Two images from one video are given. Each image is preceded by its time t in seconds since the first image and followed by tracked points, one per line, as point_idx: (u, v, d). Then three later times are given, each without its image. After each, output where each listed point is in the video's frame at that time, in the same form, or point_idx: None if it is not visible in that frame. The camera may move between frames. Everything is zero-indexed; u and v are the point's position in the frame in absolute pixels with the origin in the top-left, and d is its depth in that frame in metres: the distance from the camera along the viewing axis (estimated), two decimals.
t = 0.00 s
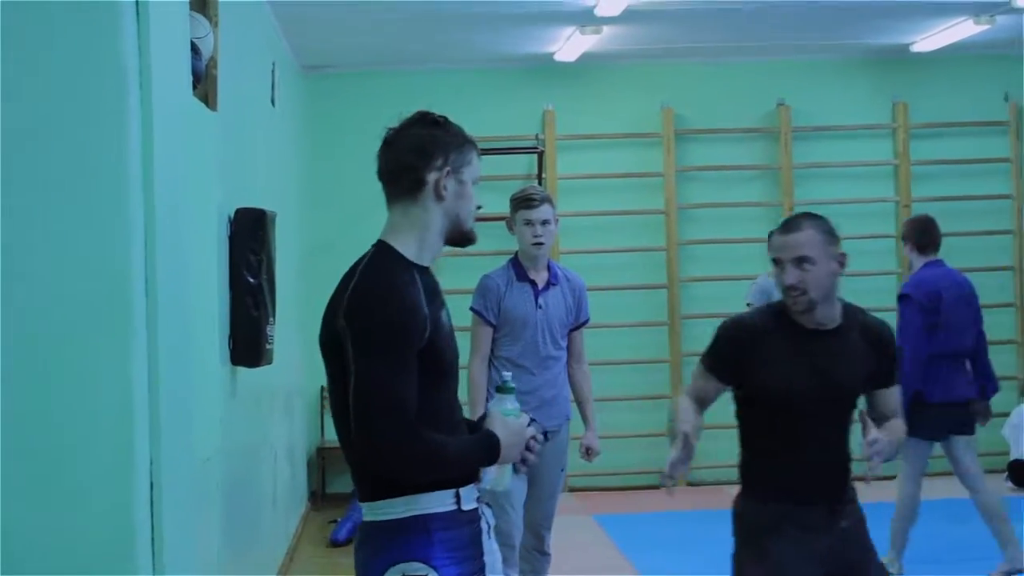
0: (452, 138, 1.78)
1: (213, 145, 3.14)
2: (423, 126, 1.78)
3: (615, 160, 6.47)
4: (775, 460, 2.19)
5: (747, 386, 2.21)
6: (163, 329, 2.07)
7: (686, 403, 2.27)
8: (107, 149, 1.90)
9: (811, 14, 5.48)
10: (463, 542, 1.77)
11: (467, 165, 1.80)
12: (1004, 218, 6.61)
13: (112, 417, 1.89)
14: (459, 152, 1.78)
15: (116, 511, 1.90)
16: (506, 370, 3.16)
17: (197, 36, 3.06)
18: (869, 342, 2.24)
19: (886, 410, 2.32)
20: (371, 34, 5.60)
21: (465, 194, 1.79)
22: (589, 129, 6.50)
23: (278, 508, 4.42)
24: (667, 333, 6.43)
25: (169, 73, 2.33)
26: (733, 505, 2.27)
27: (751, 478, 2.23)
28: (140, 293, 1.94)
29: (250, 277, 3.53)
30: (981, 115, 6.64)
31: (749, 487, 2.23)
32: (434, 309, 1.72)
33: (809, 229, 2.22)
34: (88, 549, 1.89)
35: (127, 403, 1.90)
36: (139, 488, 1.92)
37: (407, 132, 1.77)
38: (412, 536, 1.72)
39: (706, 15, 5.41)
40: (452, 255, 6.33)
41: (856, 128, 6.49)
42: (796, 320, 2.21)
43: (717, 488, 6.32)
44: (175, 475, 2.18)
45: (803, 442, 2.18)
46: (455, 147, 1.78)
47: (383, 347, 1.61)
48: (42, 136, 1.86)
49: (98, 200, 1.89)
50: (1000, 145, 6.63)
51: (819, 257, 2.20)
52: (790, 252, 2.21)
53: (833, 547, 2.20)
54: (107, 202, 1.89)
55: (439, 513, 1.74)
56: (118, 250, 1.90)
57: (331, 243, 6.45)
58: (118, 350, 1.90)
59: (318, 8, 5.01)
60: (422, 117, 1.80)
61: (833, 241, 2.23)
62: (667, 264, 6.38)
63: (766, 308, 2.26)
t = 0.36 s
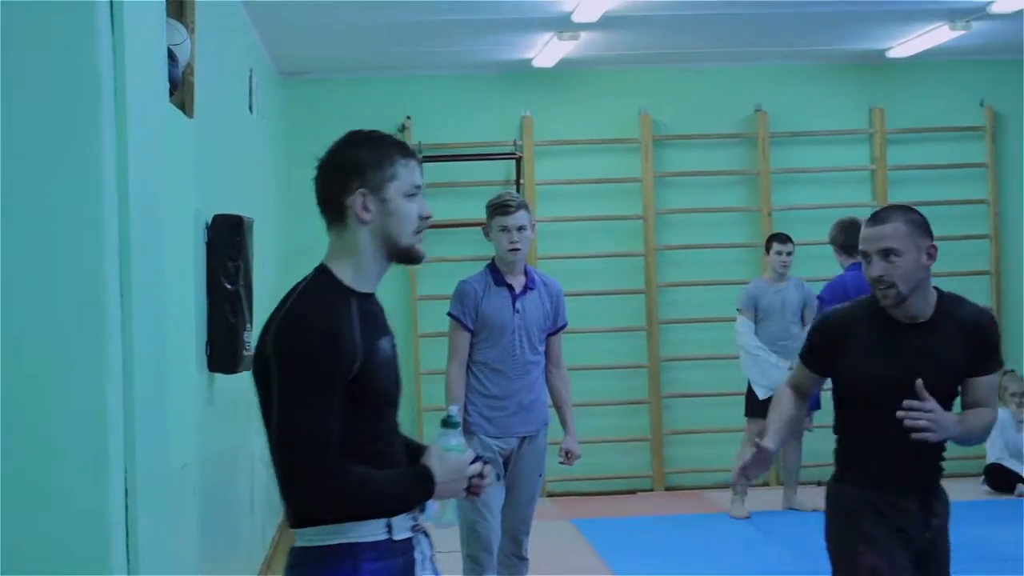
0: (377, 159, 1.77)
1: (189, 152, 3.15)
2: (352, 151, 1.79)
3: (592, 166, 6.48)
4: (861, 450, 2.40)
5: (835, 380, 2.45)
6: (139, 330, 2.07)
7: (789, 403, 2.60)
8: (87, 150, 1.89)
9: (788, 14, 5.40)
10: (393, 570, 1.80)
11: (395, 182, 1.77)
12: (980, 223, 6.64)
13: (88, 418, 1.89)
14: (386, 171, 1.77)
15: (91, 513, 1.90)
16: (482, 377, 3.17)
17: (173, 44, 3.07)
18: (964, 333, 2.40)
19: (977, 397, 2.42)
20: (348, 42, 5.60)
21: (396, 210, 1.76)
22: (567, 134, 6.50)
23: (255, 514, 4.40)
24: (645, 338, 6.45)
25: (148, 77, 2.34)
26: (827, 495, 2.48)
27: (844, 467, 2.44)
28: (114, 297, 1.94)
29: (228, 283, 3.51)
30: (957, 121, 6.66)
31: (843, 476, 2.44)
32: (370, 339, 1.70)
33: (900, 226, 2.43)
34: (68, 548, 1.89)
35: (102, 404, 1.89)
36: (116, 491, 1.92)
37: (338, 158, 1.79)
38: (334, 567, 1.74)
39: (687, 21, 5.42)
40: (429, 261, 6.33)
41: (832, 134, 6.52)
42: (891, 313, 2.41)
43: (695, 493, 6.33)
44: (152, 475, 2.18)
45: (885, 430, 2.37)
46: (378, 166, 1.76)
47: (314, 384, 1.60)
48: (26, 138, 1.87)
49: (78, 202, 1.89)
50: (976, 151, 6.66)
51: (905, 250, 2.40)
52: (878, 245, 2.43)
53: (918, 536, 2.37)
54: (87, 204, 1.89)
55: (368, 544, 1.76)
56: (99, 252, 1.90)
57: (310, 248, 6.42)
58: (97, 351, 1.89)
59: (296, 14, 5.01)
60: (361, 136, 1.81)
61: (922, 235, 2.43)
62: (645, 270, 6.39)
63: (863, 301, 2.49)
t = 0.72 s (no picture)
0: (309, 164, 1.66)
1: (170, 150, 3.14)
2: (282, 156, 1.67)
3: (574, 164, 6.48)
4: (947, 443, 2.38)
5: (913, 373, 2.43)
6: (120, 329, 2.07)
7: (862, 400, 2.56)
8: (69, 148, 1.91)
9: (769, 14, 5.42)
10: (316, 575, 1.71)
11: (326, 191, 1.65)
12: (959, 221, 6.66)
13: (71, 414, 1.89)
14: (317, 179, 1.65)
15: (71, 510, 1.89)
16: (464, 375, 3.17)
17: (154, 41, 3.05)
18: None
19: None
20: (330, 40, 5.60)
21: (325, 222, 1.65)
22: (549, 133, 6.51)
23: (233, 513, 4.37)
24: (626, 336, 6.45)
25: (128, 76, 2.33)
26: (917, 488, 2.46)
27: (934, 460, 2.42)
28: (94, 295, 1.94)
29: (208, 281, 3.51)
30: (937, 121, 6.69)
31: (930, 468, 2.43)
32: (290, 345, 1.60)
33: (955, 211, 2.43)
34: (49, 546, 1.88)
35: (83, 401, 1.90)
36: (96, 488, 1.91)
37: (273, 159, 1.68)
38: (252, 569, 1.66)
39: (669, 19, 5.43)
40: (409, 259, 6.33)
41: (813, 133, 6.53)
42: (950, 299, 2.41)
43: (675, 490, 6.33)
44: (132, 478, 2.17)
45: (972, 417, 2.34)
46: (309, 173, 1.65)
47: (218, 396, 1.49)
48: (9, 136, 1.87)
49: (61, 200, 1.90)
50: (955, 150, 6.68)
51: (958, 233, 2.40)
52: (932, 231, 2.43)
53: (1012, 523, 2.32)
54: (70, 202, 1.90)
55: (288, 546, 1.67)
56: (81, 249, 1.91)
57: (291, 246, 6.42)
58: (78, 348, 1.90)
59: (279, 13, 5.01)
60: (296, 138, 1.70)
61: (975, 219, 2.43)
62: (627, 268, 6.40)
63: (929, 296, 2.46)
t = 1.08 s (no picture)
0: (283, 166, 1.59)
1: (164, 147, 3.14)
2: (255, 152, 1.60)
3: (568, 161, 6.49)
4: (979, 422, 2.43)
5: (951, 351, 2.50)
6: (116, 329, 2.10)
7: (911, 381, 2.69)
8: (63, 152, 1.95)
9: (767, 13, 5.43)
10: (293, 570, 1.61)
11: (296, 197, 1.58)
12: (953, 219, 6.67)
13: (65, 413, 1.93)
14: (288, 181, 1.58)
15: (66, 508, 1.93)
16: (458, 373, 3.16)
17: (150, 38, 3.04)
18: None
19: None
20: (324, 36, 5.60)
21: (289, 226, 1.57)
22: (543, 130, 6.51)
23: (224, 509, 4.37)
24: (620, 333, 6.45)
25: (124, 76, 2.35)
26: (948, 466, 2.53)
27: (965, 439, 2.46)
28: (91, 290, 1.99)
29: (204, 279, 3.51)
30: (932, 119, 6.69)
31: (963, 448, 2.48)
32: (254, 342, 1.55)
33: (1008, 192, 2.46)
34: (45, 544, 1.91)
35: (77, 401, 1.94)
36: (92, 483, 1.96)
37: (246, 155, 1.61)
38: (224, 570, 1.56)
39: (663, 17, 5.44)
40: (402, 256, 6.32)
41: (807, 130, 6.53)
42: (994, 280, 2.44)
43: (669, 487, 6.34)
44: (127, 474, 2.20)
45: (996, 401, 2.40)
46: (280, 175, 1.58)
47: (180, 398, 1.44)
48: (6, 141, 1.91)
49: (56, 204, 1.94)
50: (950, 148, 6.69)
51: (1008, 212, 2.43)
52: (980, 209, 2.46)
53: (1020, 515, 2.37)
54: (65, 206, 1.95)
55: (258, 544, 1.57)
56: (76, 253, 1.95)
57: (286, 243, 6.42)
58: (71, 348, 1.94)
59: (274, 11, 5.01)
60: (272, 139, 1.62)
61: None
62: (622, 264, 6.40)
63: (975, 276, 2.52)
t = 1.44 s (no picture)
0: (274, 155, 1.59)
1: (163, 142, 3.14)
2: (244, 143, 1.60)
3: (566, 158, 6.49)
4: (959, 437, 2.32)
5: (929, 372, 2.41)
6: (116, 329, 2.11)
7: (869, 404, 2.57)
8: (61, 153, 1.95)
9: (766, 11, 5.43)
10: (292, 567, 1.62)
11: (288, 185, 1.58)
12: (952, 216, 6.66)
13: (66, 414, 1.94)
14: (280, 168, 1.58)
15: (66, 509, 1.93)
16: (455, 369, 3.16)
17: (148, 34, 3.05)
18: None
19: None
20: (322, 33, 5.60)
21: (282, 216, 1.57)
22: (542, 127, 6.51)
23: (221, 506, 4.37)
24: (618, 331, 6.45)
25: (124, 76, 2.35)
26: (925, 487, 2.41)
27: (947, 462, 2.35)
28: (91, 289, 1.99)
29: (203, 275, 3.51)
30: (931, 116, 6.69)
31: (940, 464, 2.37)
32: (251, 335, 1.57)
33: (983, 209, 2.41)
34: (44, 545, 1.92)
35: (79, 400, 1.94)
36: (91, 485, 1.96)
37: (237, 148, 1.61)
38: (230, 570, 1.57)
39: (661, 14, 5.44)
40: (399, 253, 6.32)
41: (806, 128, 6.53)
42: (971, 297, 2.36)
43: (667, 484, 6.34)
44: (126, 470, 2.20)
45: (977, 418, 2.29)
46: (272, 164, 1.58)
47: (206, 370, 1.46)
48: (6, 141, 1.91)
49: (56, 203, 1.94)
50: (949, 146, 6.68)
51: (980, 228, 2.38)
52: (954, 223, 2.42)
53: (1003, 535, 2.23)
54: (65, 206, 1.95)
55: (262, 542, 1.58)
56: (75, 251, 1.95)
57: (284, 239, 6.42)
58: (71, 348, 1.95)
59: (272, 7, 5.01)
60: (262, 131, 1.62)
61: (999, 223, 2.40)
62: (620, 261, 6.40)
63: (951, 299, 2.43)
